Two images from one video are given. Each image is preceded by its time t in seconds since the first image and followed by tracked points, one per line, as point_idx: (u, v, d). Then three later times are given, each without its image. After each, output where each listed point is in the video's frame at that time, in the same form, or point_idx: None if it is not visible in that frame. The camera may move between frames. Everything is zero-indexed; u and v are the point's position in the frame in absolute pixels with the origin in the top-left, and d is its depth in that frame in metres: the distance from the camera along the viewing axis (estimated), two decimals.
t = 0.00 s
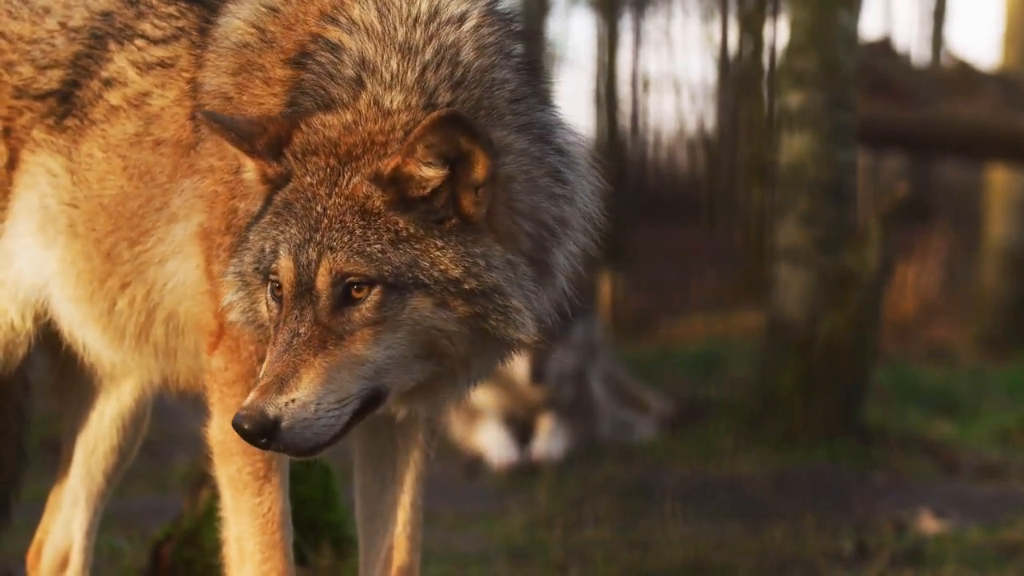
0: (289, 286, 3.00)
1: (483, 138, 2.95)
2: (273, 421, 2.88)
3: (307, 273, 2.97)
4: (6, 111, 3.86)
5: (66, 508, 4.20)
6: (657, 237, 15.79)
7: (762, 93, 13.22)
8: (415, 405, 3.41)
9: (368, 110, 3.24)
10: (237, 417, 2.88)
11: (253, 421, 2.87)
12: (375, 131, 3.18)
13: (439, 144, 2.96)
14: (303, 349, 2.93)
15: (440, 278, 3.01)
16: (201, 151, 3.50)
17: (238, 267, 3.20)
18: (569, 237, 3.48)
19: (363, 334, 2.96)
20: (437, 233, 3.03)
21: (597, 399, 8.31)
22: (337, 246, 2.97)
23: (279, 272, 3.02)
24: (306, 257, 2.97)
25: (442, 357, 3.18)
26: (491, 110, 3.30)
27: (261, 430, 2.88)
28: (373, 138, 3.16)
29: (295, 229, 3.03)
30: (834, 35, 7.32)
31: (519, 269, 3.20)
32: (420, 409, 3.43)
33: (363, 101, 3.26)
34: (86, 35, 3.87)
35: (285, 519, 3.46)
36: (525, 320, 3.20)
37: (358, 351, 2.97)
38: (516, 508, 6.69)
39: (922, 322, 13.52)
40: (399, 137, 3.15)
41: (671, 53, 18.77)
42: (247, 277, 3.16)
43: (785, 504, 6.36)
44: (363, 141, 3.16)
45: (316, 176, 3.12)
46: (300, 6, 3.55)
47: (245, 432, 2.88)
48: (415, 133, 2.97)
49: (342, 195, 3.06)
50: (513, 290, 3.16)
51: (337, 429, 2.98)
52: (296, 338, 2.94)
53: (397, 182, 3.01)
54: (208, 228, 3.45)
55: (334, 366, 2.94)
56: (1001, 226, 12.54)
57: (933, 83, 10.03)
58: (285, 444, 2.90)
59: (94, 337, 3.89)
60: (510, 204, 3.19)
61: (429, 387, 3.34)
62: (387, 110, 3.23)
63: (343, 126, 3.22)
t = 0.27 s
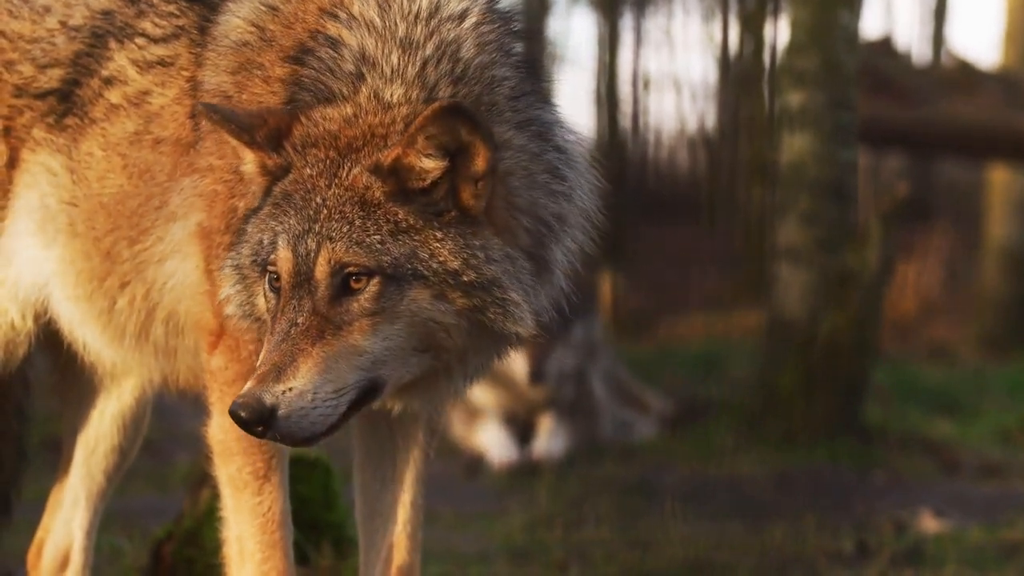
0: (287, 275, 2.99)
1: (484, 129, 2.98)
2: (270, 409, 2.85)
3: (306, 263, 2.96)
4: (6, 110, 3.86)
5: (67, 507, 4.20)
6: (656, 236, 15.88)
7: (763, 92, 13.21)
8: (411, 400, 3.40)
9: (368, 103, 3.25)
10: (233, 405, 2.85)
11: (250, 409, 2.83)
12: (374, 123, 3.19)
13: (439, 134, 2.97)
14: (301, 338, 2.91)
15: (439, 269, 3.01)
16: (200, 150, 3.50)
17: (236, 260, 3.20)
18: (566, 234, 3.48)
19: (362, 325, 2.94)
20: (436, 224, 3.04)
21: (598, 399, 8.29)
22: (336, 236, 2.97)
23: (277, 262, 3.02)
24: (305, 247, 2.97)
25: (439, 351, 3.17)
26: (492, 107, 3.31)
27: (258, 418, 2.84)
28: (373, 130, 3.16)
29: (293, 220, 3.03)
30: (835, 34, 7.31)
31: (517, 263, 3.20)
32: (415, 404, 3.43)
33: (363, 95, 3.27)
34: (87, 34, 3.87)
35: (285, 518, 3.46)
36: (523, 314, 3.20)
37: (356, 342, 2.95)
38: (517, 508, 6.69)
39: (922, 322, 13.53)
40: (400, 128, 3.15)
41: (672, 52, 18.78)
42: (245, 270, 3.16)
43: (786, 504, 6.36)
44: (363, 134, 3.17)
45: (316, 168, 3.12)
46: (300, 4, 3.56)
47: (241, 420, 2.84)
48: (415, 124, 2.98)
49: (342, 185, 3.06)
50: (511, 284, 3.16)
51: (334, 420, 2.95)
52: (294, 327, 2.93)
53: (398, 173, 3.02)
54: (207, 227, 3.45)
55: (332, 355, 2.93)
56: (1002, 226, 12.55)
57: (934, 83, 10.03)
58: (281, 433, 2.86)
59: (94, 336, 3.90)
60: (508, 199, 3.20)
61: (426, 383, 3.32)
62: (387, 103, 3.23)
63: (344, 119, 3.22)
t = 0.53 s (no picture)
0: (284, 268, 2.99)
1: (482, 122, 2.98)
2: (267, 400, 2.85)
3: (303, 255, 2.97)
4: (5, 109, 3.85)
5: (66, 507, 4.19)
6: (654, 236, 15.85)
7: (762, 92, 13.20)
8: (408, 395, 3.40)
9: (366, 97, 3.25)
10: (231, 395, 2.85)
11: (247, 400, 2.83)
12: (373, 117, 3.19)
13: (437, 126, 2.98)
14: (298, 329, 2.91)
15: (436, 262, 3.01)
16: (198, 150, 3.49)
17: (233, 254, 3.19)
18: (564, 230, 3.48)
19: (360, 316, 2.94)
20: (434, 217, 3.04)
21: (598, 399, 8.32)
22: (334, 228, 2.97)
23: (274, 254, 3.02)
24: (303, 239, 2.98)
25: (437, 345, 3.17)
26: (490, 103, 3.31)
27: (255, 409, 2.84)
28: (372, 124, 3.17)
29: (291, 212, 3.04)
30: (835, 34, 7.30)
31: (515, 257, 3.20)
32: (413, 399, 3.43)
33: (362, 89, 3.27)
34: (86, 33, 3.86)
35: (284, 519, 3.45)
36: (521, 307, 3.19)
37: (353, 333, 2.95)
38: (517, 507, 6.68)
39: (922, 321, 13.53)
40: (398, 122, 3.16)
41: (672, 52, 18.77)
42: (242, 264, 3.16)
43: (786, 504, 6.35)
44: (361, 127, 3.17)
45: (314, 161, 3.13)
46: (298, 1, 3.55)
47: (238, 411, 2.84)
48: (414, 115, 2.98)
49: (340, 178, 3.07)
50: (509, 277, 3.16)
51: (331, 411, 2.94)
52: (291, 319, 2.93)
53: (396, 165, 3.03)
54: (205, 227, 3.44)
55: (330, 347, 2.92)
56: (1002, 226, 12.55)
57: (934, 83, 10.03)
58: (278, 424, 2.87)
59: (92, 336, 3.89)
60: (506, 193, 3.20)
61: (423, 376, 3.32)
62: (386, 97, 3.24)
63: (342, 112, 3.23)
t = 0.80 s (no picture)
0: (284, 260, 3.00)
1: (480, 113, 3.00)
2: (266, 391, 2.86)
3: (303, 247, 2.98)
4: (6, 109, 3.86)
5: (68, 506, 4.20)
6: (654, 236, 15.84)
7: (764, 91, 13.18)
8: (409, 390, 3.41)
9: (366, 90, 3.26)
10: (231, 387, 2.86)
11: (246, 391, 2.85)
12: (373, 110, 3.21)
13: (437, 118, 3.00)
14: (298, 321, 2.93)
15: (436, 254, 3.02)
16: (198, 150, 3.50)
17: (233, 249, 3.21)
18: (565, 225, 3.49)
19: (360, 308, 2.95)
20: (434, 210, 3.05)
21: (599, 398, 8.33)
22: (333, 220, 2.99)
23: (274, 247, 3.03)
24: (303, 232, 2.99)
25: (437, 338, 3.18)
26: (490, 97, 3.31)
27: (254, 401, 2.86)
28: (372, 117, 3.19)
29: (291, 205, 3.05)
30: (836, 33, 7.29)
31: (516, 250, 3.21)
32: (412, 395, 3.44)
33: (362, 82, 3.28)
34: (86, 32, 3.87)
35: (284, 519, 3.46)
36: (521, 300, 3.20)
37: (353, 325, 2.96)
38: (517, 507, 6.69)
39: (923, 321, 13.53)
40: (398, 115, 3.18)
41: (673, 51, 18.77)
42: (243, 258, 3.17)
43: (786, 503, 6.36)
44: (362, 120, 3.18)
45: (314, 154, 3.14)
46: None
47: (238, 403, 2.86)
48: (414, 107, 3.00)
49: (340, 171, 3.09)
50: (509, 269, 3.16)
51: (331, 403, 2.95)
52: (291, 311, 2.94)
53: (396, 158, 3.05)
54: (205, 227, 3.45)
55: (329, 338, 2.93)
56: (1003, 226, 12.55)
57: (935, 83, 10.03)
58: (278, 416, 2.88)
59: (93, 336, 3.90)
60: (507, 187, 3.21)
61: (424, 370, 3.33)
62: (386, 91, 3.25)
63: (343, 105, 3.24)
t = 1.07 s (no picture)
0: (282, 257, 3.00)
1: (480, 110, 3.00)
2: (263, 387, 2.84)
3: (301, 244, 2.97)
4: (5, 110, 3.85)
5: (68, 507, 4.20)
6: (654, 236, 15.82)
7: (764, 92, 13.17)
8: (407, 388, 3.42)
9: (366, 88, 3.27)
10: (228, 383, 2.84)
11: (243, 387, 2.82)
12: (371, 107, 3.21)
13: (435, 114, 2.98)
14: (296, 317, 2.92)
15: (434, 251, 3.03)
16: (197, 151, 3.50)
17: (232, 246, 3.21)
18: (563, 223, 3.49)
19: (357, 304, 2.95)
20: (432, 207, 3.06)
21: (599, 400, 8.36)
22: (331, 217, 2.99)
23: (272, 244, 3.03)
24: (300, 229, 2.99)
25: (435, 336, 3.18)
26: (490, 96, 3.31)
27: (252, 397, 2.83)
28: (370, 114, 3.19)
29: (289, 202, 3.05)
30: (836, 34, 7.27)
31: (514, 248, 3.21)
32: (411, 392, 3.44)
33: (362, 80, 3.29)
34: (86, 34, 3.87)
35: (283, 520, 3.45)
36: (519, 296, 3.20)
37: (351, 322, 2.96)
38: (518, 508, 6.69)
39: (923, 322, 13.53)
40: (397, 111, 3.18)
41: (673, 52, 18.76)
42: (241, 255, 3.17)
43: (787, 505, 6.35)
44: (361, 118, 3.19)
45: (313, 151, 3.15)
46: None
47: (236, 399, 2.83)
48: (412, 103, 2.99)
49: (338, 167, 3.10)
50: (507, 266, 3.17)
51: (328, 399, 2.95)
52: (289, 306, 2.93)
53: (394, 154, 3.05)
54: (204, 228, 3.44)
55: (327, 335, 2.93)
56: (1003, 227, 12.55)
57: (935, 84, 10.02)
58: (275, 412, 2.86)
59: (92, 337, 3.89)
60: (505, 184, 3.21)
61: (421, 367, 3.34)
62: (385, 88, 3.25)
63: (342, 102, 3.25)
